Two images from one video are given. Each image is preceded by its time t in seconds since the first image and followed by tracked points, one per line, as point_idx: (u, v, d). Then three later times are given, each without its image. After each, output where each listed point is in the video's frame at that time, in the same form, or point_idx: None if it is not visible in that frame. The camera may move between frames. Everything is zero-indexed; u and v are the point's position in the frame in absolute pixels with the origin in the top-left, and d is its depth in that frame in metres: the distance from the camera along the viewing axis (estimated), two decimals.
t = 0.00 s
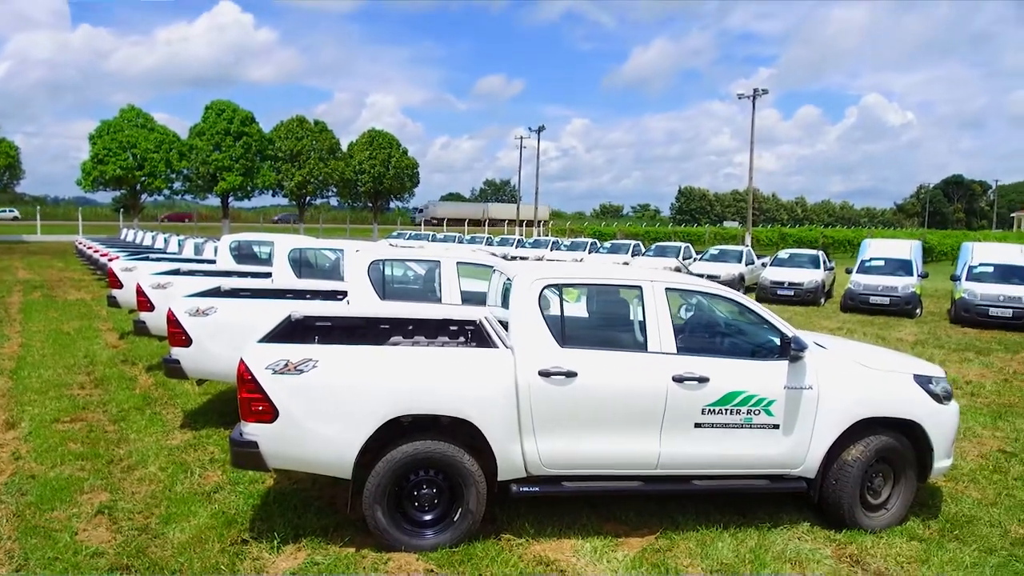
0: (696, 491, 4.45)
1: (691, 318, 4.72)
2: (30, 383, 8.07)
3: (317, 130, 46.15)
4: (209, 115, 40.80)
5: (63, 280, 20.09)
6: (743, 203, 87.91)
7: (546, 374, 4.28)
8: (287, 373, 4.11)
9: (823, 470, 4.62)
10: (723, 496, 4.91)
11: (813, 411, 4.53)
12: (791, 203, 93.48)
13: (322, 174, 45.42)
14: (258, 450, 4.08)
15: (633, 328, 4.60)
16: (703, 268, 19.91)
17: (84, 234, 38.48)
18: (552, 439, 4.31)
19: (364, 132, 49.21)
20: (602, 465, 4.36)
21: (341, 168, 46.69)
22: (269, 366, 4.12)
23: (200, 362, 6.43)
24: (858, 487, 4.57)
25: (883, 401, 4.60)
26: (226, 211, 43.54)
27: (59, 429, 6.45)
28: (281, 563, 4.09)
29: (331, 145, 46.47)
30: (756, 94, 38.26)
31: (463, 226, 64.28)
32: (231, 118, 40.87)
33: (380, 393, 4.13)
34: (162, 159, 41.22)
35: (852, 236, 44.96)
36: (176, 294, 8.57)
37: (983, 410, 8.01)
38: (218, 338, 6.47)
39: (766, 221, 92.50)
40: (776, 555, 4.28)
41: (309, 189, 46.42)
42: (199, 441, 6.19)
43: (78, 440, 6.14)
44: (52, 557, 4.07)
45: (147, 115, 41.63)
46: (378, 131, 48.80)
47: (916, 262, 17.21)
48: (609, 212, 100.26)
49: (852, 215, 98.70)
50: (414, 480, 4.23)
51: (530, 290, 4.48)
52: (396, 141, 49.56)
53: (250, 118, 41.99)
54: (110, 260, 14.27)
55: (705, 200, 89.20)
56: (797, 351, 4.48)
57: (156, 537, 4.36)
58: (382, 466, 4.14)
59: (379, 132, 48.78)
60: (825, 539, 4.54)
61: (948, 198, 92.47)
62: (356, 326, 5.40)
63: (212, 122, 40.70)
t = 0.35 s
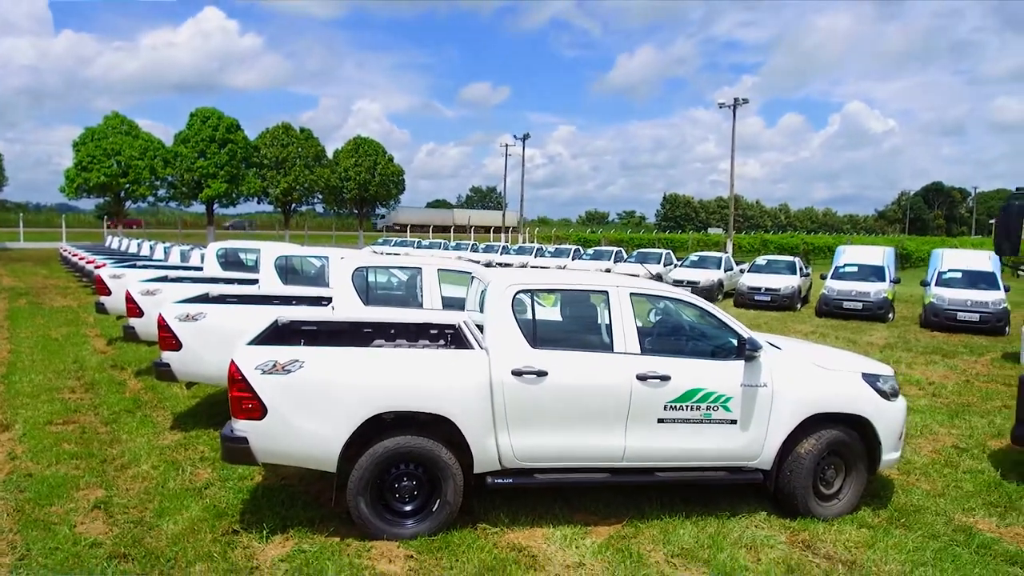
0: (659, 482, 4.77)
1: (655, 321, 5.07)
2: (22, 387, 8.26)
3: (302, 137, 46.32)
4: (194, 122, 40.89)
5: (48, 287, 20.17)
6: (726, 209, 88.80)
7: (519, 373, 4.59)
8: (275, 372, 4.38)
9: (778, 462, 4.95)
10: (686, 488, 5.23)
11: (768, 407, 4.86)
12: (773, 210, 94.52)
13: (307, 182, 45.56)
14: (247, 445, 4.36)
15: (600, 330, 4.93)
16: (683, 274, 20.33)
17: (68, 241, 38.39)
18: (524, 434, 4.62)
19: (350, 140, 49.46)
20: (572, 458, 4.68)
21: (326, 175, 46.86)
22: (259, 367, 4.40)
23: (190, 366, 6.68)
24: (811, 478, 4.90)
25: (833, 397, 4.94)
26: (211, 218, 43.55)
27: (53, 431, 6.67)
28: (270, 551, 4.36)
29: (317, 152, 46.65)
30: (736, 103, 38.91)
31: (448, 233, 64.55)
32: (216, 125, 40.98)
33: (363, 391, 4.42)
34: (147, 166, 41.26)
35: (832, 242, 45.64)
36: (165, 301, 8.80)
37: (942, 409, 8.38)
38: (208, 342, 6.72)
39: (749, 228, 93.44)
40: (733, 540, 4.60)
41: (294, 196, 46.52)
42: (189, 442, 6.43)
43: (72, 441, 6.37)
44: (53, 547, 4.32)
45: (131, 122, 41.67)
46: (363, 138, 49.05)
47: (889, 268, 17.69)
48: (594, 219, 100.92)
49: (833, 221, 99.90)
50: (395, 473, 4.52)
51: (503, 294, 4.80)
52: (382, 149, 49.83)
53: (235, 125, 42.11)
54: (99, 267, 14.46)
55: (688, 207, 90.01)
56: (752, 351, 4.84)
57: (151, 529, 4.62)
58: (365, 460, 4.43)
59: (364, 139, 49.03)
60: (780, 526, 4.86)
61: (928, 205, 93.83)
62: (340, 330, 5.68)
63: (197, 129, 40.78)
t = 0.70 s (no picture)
0: (627, 470, 5.08)
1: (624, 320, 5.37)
2: (15, 388, 8.48)
3: (289, 141, 46.45)
4: (181, 126, 40.96)
5: (36, 290, 20.27)
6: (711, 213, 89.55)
7: (495, 368, 4.89)
8: (266, 368, 4.66)
9: (739, 451, 5.28)
10: (654, 477, 5.56)
11: (730, 399, 5.19)
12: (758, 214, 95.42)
13: (294, 185, 45.68)
14: (239, 436, 4.63)
15: (573, 329, 5.24)
16: (665, 277, 20.71)
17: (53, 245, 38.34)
18: (501, 425, 4.93)
19: (337, 144, 49.63)
20: (545, 447, 4.99)
21: (313, 179, 47.00)
22: (251, 362, 4.68)
23: (182, 364, 6.94)
24: (769, 466, 5.24)
25: (790, 391, 5.27)
26: (197, 222, 43.58)
27: (48, 428, 6.90)
28: (260, 536, 4.63)
29: (304, 156, 46.80)
30: (720, 109, 39.46)
31: (435, 237, 64.81)
32: (202, 129, 41.04)
33: (349, 385, 4.70)
34: (133, 170, 41.24)
35: (815, 246, 46.28)
36: (156, 303, 9.04)
37: (904, 405, 8.75)
38: (199, 342, 6.98)
39: (735, 231, 94.25)
40: (695, 524, 4.92)
41: (281, 200, 46.62)
42: (181, 437, 6.68)
43: (67, 438, 6.60)
44: (54, 533, 4.58)
45: (117, 126, 41.67)
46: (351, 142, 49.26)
47: (864, 271, 18.14)
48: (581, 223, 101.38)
49: (817, 225, 100.91)
50: (379, 463, 4.81)
51: (481, 294, 5.10)
52: (369, 153, 50.05)
53: (222, 128, 42.16)
54: (88, 270, 14.65)
55: (674, 211, 90.74)
56: (713, 347, 5.18)
57: (147, 517, 4.89)
58: (351, 449, 4.72)
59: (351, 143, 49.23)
60: (741, 511, 5.18)
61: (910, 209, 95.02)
62: (328, 329, 5.96)
63: (183, 133, 40.84)
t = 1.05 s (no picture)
0: (588, 462, 5.38)
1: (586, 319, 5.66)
2: None
3: (267, 144, 46.38)
4: (157, 129, 40.80)
5: (11, 294, 20.18)
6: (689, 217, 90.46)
7: (463, 366, 5.16)
8: (243, 366, 4.89)
9: (695, 443, 5.60)
10: (616, 468, 5.85)
11: (685, 394, 5.51)
12: (735, 218, 96.51)
13: (272, 189, 45.62)
14: (218, 432, 4.85)
15: (537, 328, 5.52)
16: (640, 280, 21.09)
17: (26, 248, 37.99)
18: (469, 420, 5.19)
19: (316, 148, 49.63)
20: (511, 441, 5.27)
21: (292, 183, 46.94)
22: (229, 360, 4.90)
23: (160, 365, 7.14)
24: (723, 457, 5.56)
25: (742, 386, 5.59)
26: (174, 225, 43.37)
27: (29, 428, 7.06)
28: (238, 525, 4.85)
29: (282, 159, 46.76)
30: (695, 114, 40.06)
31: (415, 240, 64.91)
32: (179, 132, 40.92)
33: (323, 382, 4.95)
34: (109, 173, 40.98)
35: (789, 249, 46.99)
36: (135, 305, 9.19)
37: (861, 401, 9.11)
38: (178, 343, 7.17)
39: (712, 235, 95.25)
40: (652, 511, 5.22)
41: (259, 203, 46.49)
42: (160, 436, 6.87)
43: (48, 437, 6.77)
44: (38, 525, 4.77)
45: (93, 129, 41.42)
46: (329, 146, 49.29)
47: (831, 273, 18.62)
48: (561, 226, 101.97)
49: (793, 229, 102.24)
50: (352, 456, 5.06)
51: (450, 296, 5.38)
52: (348, 156, 50.08)
53: (199, 132, 42.16)
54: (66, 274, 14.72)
55: (653, 214, 91.55)
56: (669, 345, 5.50)
57: (129, 509, 5.09)
58: (325, 443, 4.97)
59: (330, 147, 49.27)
60: (696, 499, 5.49)
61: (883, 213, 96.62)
62: (304, 330, 6.18)
63: (160, 136, 40.68)
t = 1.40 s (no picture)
0: (551, 452, 5.71)
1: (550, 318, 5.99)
2: None
3: (247, 146, 46.34)
4: (136, 131, 40.68)
5: None
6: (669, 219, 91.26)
7: (432, 362, 5.46)
8: (222, 362, 5.15)
9: (652, 434, 5.95)
10: (579, 459, 6.18)
11: (642, 388, 5.86)
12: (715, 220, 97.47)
13: (253, 191, 45.58)
14: (197, 425, 5.11)
15: (503, 327, 5.83)
16: (616, 282, 21.48)
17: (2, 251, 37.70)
18: (438, 413, 5.50)
19: (296, 150, 49.67)
20: (478, 433, 5.58)
21: (272, 185, 46.93)
22: (208, 357, 5.16)
23: (142, 364, 7.37)
24: (678, 447, 5.91)
25: (696, 381, 5.95)
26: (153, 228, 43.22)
27: (12, 426, 7.26)
28: (218, 514, 5.12)
29: (262, 161, 46.73)
30: (673, 117, 40.59)
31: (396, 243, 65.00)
32: (158, 134, 40.86)
33: (298, 377, 5.23)
34: (87, 175, 40.79)
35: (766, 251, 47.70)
36: (116, 306, 9.39)
37: (820, 396, 9.49)
38: (159, 342, 7.41)
39: (692, 237, 96.13)
40: (610, 497, 5.55)
41: (239, 205, 46.40)
42: (142, 432, 7.10)
43: (31, 434, 6.98)
44: (26, 515, 5.01)
45: (71, 131, 41.24)
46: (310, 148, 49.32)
47: (801, 274, 19.11)
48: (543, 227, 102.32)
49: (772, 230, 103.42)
50: (326, 447, 5.35)
51: (420, 296, 5.67)
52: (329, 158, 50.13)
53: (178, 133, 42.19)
54: (45, 277, 14.83)
55: (633, 216, 92.24)
56: (626, 341, 5.85)
57: (112, 500, 5.34)
58: (300, 436, 5.25)
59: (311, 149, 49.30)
60: (652, 487, 5.83)
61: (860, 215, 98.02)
62: (281, 329, 6.46)
63: (139, 138, 40.54)
